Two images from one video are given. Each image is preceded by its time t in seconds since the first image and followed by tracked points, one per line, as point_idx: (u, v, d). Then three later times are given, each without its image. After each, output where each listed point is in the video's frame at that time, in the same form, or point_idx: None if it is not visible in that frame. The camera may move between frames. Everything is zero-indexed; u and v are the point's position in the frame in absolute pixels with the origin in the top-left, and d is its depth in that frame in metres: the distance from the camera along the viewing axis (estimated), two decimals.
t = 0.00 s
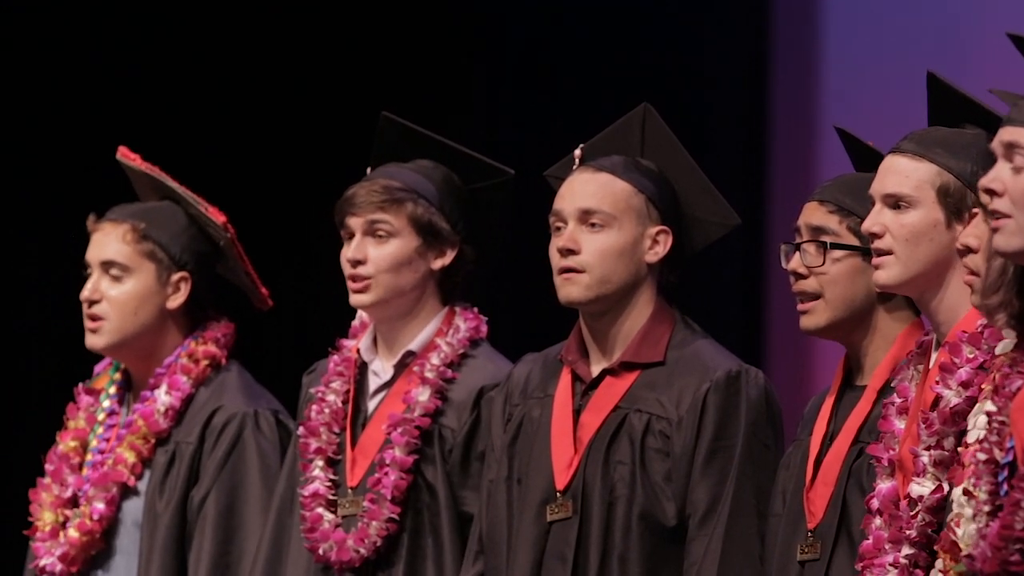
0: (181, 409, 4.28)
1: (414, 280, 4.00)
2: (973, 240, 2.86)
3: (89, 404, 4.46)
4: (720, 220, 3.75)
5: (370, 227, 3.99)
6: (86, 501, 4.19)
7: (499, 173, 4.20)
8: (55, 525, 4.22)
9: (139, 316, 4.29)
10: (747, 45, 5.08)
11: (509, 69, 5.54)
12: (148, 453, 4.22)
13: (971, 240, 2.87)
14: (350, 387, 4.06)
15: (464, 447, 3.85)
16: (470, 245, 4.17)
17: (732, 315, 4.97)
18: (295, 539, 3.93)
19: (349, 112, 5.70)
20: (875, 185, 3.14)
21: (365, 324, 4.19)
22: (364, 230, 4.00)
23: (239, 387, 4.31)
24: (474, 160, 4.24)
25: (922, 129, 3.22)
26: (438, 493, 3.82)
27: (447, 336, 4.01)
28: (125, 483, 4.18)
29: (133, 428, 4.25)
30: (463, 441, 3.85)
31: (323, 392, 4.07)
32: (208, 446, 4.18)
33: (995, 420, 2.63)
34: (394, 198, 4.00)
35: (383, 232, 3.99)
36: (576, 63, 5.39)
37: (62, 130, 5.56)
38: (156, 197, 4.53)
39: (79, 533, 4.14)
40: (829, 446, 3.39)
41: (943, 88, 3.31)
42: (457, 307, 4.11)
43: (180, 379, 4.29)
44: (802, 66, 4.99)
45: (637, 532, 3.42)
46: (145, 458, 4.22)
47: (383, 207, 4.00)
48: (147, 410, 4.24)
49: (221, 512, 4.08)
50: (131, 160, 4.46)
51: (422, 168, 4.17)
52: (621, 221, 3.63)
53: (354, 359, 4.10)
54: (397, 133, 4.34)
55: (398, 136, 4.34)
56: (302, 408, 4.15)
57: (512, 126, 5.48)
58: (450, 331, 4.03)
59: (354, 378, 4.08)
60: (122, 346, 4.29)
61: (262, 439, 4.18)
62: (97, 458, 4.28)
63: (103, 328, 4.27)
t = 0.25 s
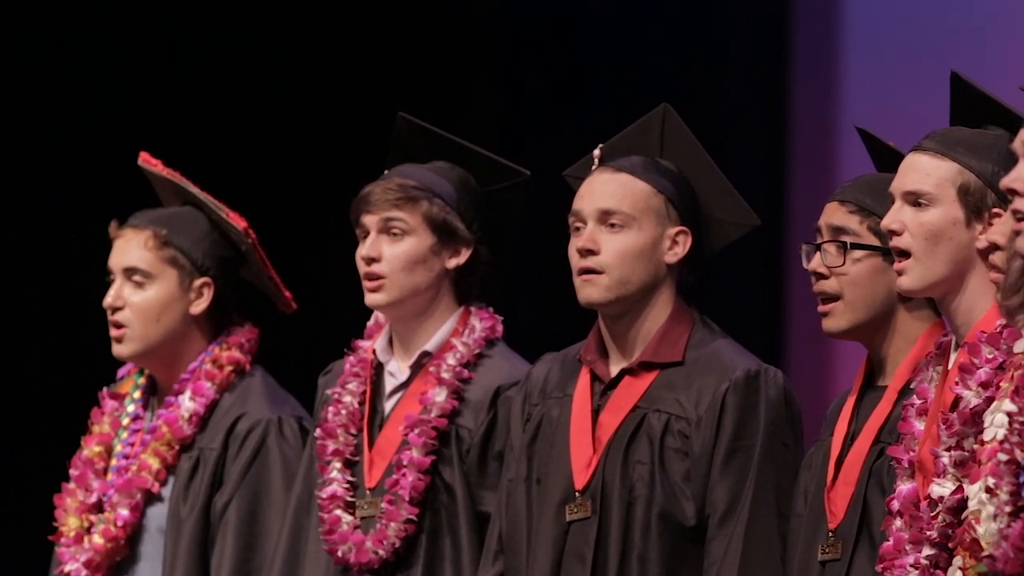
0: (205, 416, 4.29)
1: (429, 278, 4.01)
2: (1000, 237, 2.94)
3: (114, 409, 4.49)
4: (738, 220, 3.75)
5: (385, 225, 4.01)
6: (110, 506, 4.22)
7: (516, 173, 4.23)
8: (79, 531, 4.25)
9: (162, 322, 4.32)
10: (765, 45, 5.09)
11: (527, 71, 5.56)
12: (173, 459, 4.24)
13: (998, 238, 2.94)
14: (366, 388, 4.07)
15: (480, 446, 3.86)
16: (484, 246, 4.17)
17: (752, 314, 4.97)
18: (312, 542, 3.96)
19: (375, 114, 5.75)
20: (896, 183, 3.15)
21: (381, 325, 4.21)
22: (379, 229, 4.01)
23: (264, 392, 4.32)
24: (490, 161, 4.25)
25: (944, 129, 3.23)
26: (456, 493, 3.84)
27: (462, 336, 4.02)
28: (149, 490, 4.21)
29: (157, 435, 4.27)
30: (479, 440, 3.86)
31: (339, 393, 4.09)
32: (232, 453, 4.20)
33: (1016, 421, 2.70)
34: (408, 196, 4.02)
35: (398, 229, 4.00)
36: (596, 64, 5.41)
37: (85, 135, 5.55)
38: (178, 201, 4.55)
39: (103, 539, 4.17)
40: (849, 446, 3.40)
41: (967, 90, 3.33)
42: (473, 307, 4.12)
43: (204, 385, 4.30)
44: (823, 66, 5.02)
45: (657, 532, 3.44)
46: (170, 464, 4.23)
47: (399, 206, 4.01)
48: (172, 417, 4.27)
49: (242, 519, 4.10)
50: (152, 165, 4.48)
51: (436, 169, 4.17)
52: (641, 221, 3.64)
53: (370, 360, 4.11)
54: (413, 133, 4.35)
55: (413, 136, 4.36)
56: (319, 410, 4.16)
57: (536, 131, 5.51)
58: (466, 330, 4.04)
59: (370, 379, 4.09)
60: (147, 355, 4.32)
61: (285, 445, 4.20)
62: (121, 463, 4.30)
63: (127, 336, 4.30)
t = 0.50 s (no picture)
0: (225, 414, 4.31)
1: (446, 280, 4.02)
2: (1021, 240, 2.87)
3: (135, 408, 4.50)
4: (758, 221, 3.76)
5: (400, 227, 4.02)
6: (131, 505, 4.24)
7: (528, 170, 4.23)
8: (100, 529, 4.26)
9: (184, 322, 4.33)
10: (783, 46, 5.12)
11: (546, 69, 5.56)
12: (192, 458, 4.26)
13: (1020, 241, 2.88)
14: (384, 388, 4.08)
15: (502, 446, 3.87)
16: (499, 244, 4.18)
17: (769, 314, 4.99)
18: (330, 541, 3.97)
19: (388, 113, 5.76)
20: (918, 180, 3.15)
21: (398, 325, 4.23)
22: (394, 231, 4.03)
23: (284, 390, 4.34)
24: (501, 158, 4.26)
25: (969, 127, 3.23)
26: (476, 492, 3.85)
27: (480, 336, 4.03)
28: (170, 489, 4.23)
29: (177, 434, 4.29)
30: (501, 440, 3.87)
31: (357, 393, 4.10)
32: (253, 451, 4.22)
33: None
34: (423, 197, 4.03)
35: (413, 231, 4.01)
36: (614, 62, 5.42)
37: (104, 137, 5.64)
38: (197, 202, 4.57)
39: (124, 538, 4.19)
40: (870, 445, 3.41)
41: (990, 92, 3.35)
42: (490, 306, 4.14)
43: (225, 384, 4.32)
44: (845, 65, 5.05)
45: (676, 531, 3.45)
46: (190, 463, 4.26)
47: (413, 207, 4.02)
48: (192, 415, 4.29)
49: (262, 520, 4.11)
50: (171, 166, 4.50)
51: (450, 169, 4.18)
52: (661, 221, 3.65)
53: (387, 360, 4.13)
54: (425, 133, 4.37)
55: (425, 136, 4.37)
56: (337, 411, 4.18)
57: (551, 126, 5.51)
58: (483, 330, 4.05)
59: (388, 380, 4.10)
60: (168, 355, 4.34)
61: (306, 444, 4.21)
62: (142, 462, 4.32)
63: (148, 336, 4.32)
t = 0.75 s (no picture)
0: (237, 414, 4.29)
1: (459, 281, 4.00)
2: None
3: (147, 407, 4.49)
4: (774, 220, 3.74)
5: (413, 229, 4.00)
6: (142, 503, 4.22)
7: (540, 168, 4.21)
8: (111, 528, 4.25)
9: (197, 319, 4.32)
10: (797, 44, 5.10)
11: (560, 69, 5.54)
12: (204, 455, 4.25)
13: None
14: (399, 388, 4.07)
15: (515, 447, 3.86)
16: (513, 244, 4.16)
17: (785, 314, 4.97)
18: (346, 539, 3.95)
19: (397, 113, 5.74)
20: (935, 178, 3.13)
21: (412, 325, 4.21)
22: (407, 234, 4.00)
23: (297, 389, 4.33)
24: (514, 157, 4.25)
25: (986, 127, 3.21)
26: (489, 493, 3.83)
27: (493, 336, 4.02)
28: (181, 487, 4.21)
29: (189, 432, 4.28)
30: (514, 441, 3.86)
31: (371, 394, 4.09)
32: (265, 449, 4.20)
33: None
34: (436, 200, 4.01)
35: (426, 233, 3.99)
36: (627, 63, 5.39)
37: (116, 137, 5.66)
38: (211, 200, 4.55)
39: (135, 535, 4.17)
40: (887, 446, 3.39)
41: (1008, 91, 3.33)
42: (504, 307, 4.12)
43: (236, 382, 4.31)
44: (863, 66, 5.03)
45: (692, 532, 3.43)
46: (202, 461, 4.24)
47: (425, 208, 4.00)
48: (204, 413, 4.27)
49: (274, 517, 4.09)
50: (183, 164, 4.48)
51: (464, 170, 4.16)
52: (675, 220, 3.63)
53: (402, 361, 4.11)
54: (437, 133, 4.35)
55: (438, 136, 4.35)
56: (352, 410, 4.17)
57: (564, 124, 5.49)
58: (496, 331, 4.03)
59: (402, 380, 4.09)
60: (182, 351, 4.32)
61: (318, 441, 4.20)
62: (153, 460, 4.31)
63: (162, 333, 4.31)
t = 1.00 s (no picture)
0: (251, 413, 4.28)
1: (469, 279, 3.99)
2: None
3: (162, 405, 4.48)
4: (787, 219, 3.74)
5: (422, 227, 4.00)
6: (158, 501, 4.22)
7: (553, 168, 4.21)
8: (128, 526, 4.26)
9: (211, 318, 4.31)
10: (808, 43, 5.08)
11: (573, 70, 5.54)
12: (220, 454, 4.24)
13: None
14: (411, 389, 4.06)
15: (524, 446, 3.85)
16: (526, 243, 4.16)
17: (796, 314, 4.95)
18: (357, 541, 3.95)
19: (408, 115, 5.73)
20: (948, 180, 3.12)
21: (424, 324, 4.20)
22: (416, 231, 4.01)
23: (311, 388, 4.32)
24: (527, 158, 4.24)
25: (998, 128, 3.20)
26: (498, 493, 3.83)
27: (504, 336, 4.00)
28: (197, 485, 4.21)
29: (205, 429, 4.27)
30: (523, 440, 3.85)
31: (383, 393, 4.08)
32: (281, 447, 4.20)
33: None
34: (445, 198, 4.00)
35: (435, 231, 3.99)
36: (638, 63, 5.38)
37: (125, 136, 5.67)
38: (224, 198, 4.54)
39: (152, 534, 4.17)
40: (901, 446, 3.38)
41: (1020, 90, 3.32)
42: (515, 307, 4.10)
43: (252, 380, 4.30)
44: (875, 65, 5.01)
45: (705, 532, 3.43)
46: (217, 459, 4.24)
47: (435, 207, 4.00)
48: (219, 412, 4.26)
49: (290, 516, 4.09)
50: (197, 161, 4.47)
51: (476, 169, 4.15)
52: (686, 221, 3.62)
53: (414, 361, 4.11)
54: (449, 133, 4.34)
55: (451, 135, 4.34)
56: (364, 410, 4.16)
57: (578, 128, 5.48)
58: (507, 330, 4.02)
59: (414, 380, 4.08)
60: (194, 347, 4.32)
61: (333, 439, 4.20)
62: (168, 459, 4.30)
63: (176, 330, 4.29)
